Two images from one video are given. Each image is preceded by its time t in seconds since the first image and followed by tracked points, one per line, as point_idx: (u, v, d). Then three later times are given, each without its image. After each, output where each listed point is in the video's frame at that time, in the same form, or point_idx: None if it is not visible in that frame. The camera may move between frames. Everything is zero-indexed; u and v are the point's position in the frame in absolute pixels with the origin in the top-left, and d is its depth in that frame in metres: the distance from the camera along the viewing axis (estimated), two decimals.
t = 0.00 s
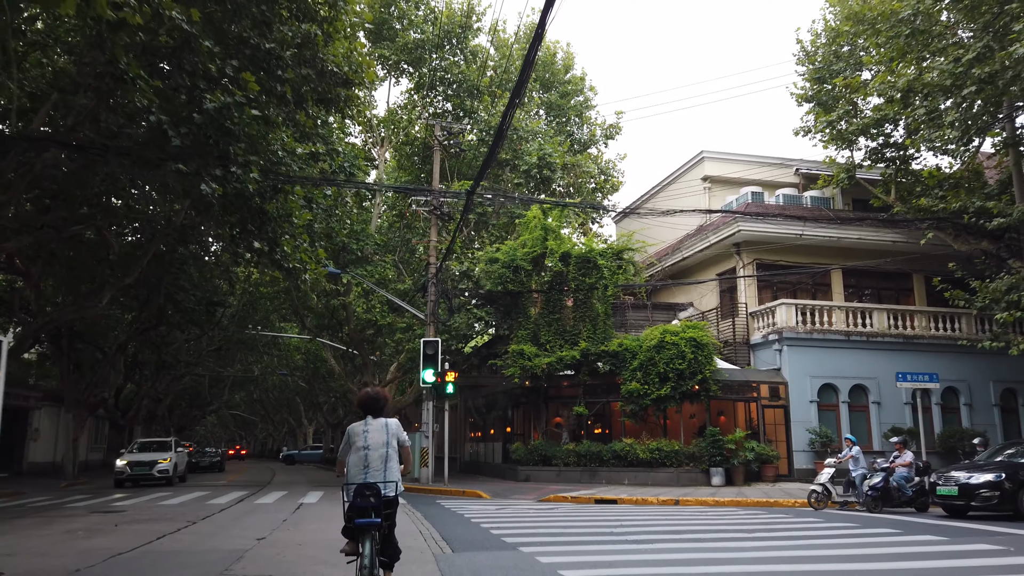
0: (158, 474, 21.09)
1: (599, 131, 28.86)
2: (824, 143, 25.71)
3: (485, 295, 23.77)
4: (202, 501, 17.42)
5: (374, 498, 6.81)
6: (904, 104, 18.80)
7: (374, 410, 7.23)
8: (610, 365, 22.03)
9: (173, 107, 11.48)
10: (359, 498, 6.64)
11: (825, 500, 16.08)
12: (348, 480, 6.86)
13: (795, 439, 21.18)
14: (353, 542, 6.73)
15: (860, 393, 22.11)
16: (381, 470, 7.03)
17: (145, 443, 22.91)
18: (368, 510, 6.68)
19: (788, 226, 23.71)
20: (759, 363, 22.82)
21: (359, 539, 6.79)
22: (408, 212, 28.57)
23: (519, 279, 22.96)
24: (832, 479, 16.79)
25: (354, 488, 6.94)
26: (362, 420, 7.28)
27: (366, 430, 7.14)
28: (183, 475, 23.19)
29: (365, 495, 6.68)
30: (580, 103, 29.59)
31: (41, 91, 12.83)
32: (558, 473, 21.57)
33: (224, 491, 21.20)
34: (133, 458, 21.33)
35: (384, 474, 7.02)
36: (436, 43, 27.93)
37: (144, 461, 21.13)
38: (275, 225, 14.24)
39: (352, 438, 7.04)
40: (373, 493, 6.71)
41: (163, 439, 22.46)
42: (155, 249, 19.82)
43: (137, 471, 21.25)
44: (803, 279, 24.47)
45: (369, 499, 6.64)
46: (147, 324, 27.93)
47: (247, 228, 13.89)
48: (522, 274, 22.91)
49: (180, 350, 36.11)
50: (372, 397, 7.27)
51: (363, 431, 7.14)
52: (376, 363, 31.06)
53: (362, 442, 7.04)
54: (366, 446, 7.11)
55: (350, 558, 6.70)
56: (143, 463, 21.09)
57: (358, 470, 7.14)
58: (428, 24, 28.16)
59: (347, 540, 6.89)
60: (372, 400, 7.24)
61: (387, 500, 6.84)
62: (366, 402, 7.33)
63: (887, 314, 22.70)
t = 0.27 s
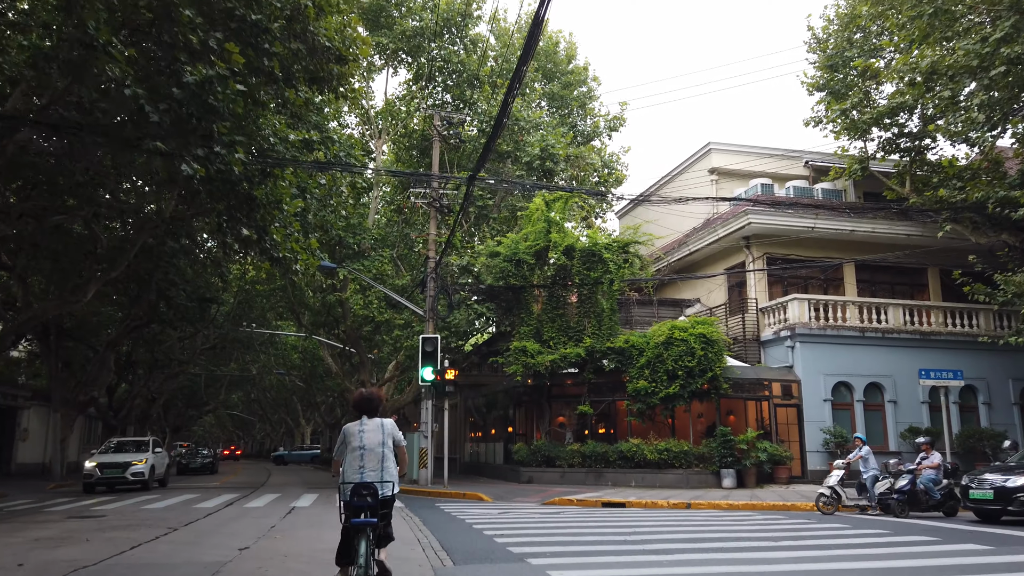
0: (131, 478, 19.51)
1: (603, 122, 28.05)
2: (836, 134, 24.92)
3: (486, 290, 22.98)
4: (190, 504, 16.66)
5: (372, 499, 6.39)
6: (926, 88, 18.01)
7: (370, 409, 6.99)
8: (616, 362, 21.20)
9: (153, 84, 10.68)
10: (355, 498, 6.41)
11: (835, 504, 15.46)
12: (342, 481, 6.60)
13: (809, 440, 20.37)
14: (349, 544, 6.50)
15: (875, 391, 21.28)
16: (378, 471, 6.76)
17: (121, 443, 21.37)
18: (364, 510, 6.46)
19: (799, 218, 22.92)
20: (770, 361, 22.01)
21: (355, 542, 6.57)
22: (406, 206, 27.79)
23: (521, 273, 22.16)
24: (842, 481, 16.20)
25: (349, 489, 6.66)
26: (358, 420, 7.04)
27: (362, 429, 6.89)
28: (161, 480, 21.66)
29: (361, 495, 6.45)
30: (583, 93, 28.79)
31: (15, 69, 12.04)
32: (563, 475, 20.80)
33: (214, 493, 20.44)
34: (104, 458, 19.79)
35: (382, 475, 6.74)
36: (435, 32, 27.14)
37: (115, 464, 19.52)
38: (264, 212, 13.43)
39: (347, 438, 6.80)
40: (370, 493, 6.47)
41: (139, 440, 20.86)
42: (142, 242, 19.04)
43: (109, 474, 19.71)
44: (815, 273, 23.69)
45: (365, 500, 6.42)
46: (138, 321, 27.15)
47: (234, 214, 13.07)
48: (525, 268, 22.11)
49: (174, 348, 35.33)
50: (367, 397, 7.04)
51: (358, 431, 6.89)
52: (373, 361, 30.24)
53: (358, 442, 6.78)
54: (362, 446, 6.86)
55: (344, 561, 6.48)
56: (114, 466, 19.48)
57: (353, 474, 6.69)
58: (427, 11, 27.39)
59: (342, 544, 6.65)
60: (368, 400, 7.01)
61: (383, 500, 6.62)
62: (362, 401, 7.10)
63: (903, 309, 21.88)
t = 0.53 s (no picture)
0: (102, 483, 17.25)
1: (611, 113, 27.22)
2: (853, 124, 24.10)
3: (491, 284, 22.14)
4: (182, 507, 15.87)
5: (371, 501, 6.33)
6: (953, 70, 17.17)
7: (372, 408, 6.89)
8: (627, 360, 20.35)
9: (134, 53, 9.87)
10: (356, 497, 6.30)
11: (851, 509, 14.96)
12: (344, 481, 6.49)
13: (829, 440, 19.52)
14: (350, 545, 6.39)
15: (896, 390, 20.45)
16: (381, 470, 6.64)
17: (95, 443, 19.16)
18: (366, 509, 6.35)
19: (816, 211, 22.08)
20: (786, 358, 21.18)
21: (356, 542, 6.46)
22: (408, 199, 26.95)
23: (528, 266, 21.32)
24: (859, 484, 15.57)
25: (351, 489, 6.55)
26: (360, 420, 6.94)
27: (364, 429, 6.78)
28: (139, 482, 19.55)
29: (363, 494, 6.34)
30: (590, 83, 27.95)
31: None
32: (571, 476, 19.98)
33: (209, 495, 19.67)
34: (71, 460, 17.48)
35: (384, 475, 6.63)
36: (437, 19, 26.31)
37: (84, 467, 17.22)
38: (258, 197, 12.62)
39: (349, 437, 6.70)
40: (371, 492, 6.35)
41: (115, 440, 18.63)
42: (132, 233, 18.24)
43: (77, 477, 17.28)
44: (832, 268, 22.85)
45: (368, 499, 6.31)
46: (132, 318, 26.36)
47: (224, 199, 12.24)
48: (531, 262, 21.29)
49: (171, 346, 34.55)
50: (370, 397, 6.95)
51: (361, 430, 6.79)
52: (374, 359, 29.43)
53: (360, 441, 6.68)
54: (364, 446, 6.74)
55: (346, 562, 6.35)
56: (81, 470, 17.15)
57: (353, 473, 6.61)
58: None
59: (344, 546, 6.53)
60: (371, 400, 6.92)
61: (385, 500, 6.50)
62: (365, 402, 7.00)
63: (925, 304, 21.05)
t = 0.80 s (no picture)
0: (63, 487, 15.20)
1: (619, 103, 26.37)
2: (870, 113, 23.29)
3: (496, 278, 21.30)
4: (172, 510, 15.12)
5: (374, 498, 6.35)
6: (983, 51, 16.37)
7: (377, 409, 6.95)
8: (638, 356, 19.52)
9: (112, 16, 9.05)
10: (359, 494, 6.27)
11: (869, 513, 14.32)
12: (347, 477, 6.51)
13: (849, 440, 18.69)
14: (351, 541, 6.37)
15: (919, 388, 19.63)
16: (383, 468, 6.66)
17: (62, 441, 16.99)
18: (369, 507, 6.32)
19: (834, 202, 21.25)
20: (804, 355, 20.34)
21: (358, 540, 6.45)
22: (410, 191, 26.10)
23: (535, 259, 20.48)
24: (878, 487, 14.79)
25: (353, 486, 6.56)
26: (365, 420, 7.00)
27: (368, 429, 6.81)
28: (110, 487, 17.48)
29: (365, 491, 6.31)
30: (598, 73, 27.10)
31: None
32: (580, 478, 19.17)
33: (203, 496, 18.94)
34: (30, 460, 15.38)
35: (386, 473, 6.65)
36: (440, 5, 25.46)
37: (40, 470, 15.11)
38: (249, 178, 11.80)
39: (354, 436, 6.74)
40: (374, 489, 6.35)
41: (83, 439, 16.53)
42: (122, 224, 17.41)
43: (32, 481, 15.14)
44: (849, 262, 22.03)
45: (371, 495, 6.30)
46: (125, 314, 25.58)
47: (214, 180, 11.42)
48: (539, 255, 20.45)
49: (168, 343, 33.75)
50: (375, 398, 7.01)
51: (365, 429, 6.84)
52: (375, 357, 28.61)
53: (364, 440, 6.72)
54: (368, 444, 6.78)
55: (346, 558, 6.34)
56: (38, 472, 15.06)
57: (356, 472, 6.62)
58: None
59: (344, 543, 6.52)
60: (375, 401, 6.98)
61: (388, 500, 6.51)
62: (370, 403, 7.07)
63: (948, 299, 20.20)
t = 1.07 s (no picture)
0: (8, 494, 13.28)
1: (627, 92, 25.56)
2: (889, 101, 22.48)
3: (502, 272, 20.50)
4: (161, 513, 14.36)
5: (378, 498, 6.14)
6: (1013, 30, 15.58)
7: (381, 406, 6.67)
8: (650, 352, 18.71)
9: None
10: (361, 493, 6.12)
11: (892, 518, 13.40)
12: (350, 478, 6.32)
13: (871, 440, 17.88)
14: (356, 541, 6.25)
15: (942, 385, 18.85)
16: (388, 468, 6.41)
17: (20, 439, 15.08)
18: (373, 506, 6.15)
19: (852, 192, 20.43)
20: (822, 351, 19.53)
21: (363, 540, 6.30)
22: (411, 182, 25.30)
23: (542, 251, 19.68)
24: (900, 490, 13.78)
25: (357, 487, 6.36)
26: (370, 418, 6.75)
27: (372, 427, 6.56)
28: (74, 493, 15.54)
29: (369, 491, 6.14)
30: (605, 61, 26.29)
31: None
32: (589, 479, 18.39)
33: (195, 498, 18.17)
34: None
35: (391, 472, 6.40)
36: None
37: None
38: (240, 158, 11.00)
39: (357, 435, 6.51)
40: (377, 489, 6.16)
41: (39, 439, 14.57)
42: (109, 213, 16.63)
43: None
44: (867, 254, 21.23)
45: (373, 495, 6.12)
46: (118, 309, 24.81)
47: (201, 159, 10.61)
48: (546, 247, 19.65)
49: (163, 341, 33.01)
50: (380, 394, 6.74)
51: (369, 428, 6.57)
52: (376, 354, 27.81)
53: (368, 439, 6.48)
54: (373, 443, 6.52)
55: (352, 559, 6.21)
56: None
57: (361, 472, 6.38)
58: None
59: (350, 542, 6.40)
60: (380, 397, 6.71)
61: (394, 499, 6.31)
62: (375, 400, 6.80)
63: (973, 292, 19.38)
